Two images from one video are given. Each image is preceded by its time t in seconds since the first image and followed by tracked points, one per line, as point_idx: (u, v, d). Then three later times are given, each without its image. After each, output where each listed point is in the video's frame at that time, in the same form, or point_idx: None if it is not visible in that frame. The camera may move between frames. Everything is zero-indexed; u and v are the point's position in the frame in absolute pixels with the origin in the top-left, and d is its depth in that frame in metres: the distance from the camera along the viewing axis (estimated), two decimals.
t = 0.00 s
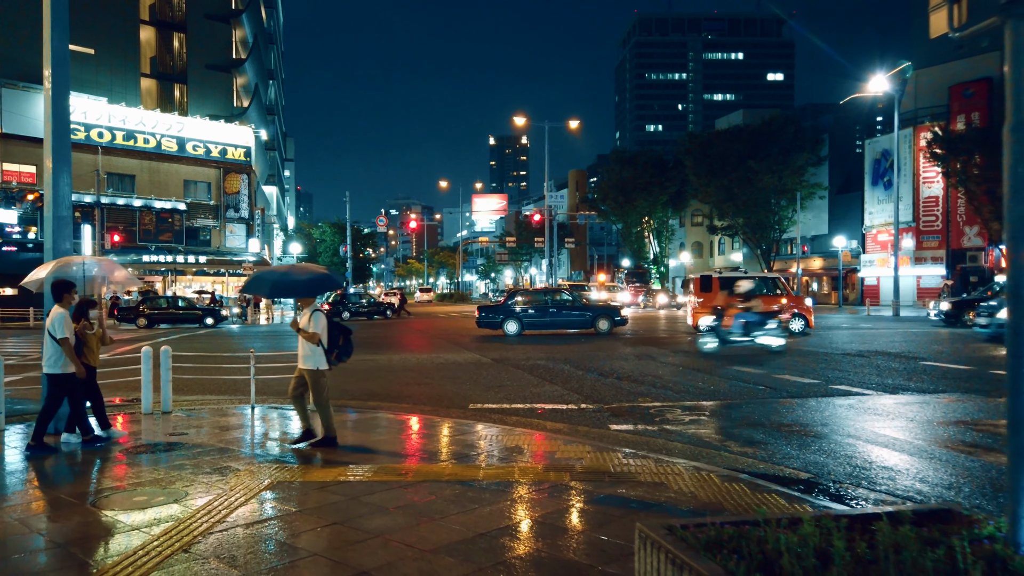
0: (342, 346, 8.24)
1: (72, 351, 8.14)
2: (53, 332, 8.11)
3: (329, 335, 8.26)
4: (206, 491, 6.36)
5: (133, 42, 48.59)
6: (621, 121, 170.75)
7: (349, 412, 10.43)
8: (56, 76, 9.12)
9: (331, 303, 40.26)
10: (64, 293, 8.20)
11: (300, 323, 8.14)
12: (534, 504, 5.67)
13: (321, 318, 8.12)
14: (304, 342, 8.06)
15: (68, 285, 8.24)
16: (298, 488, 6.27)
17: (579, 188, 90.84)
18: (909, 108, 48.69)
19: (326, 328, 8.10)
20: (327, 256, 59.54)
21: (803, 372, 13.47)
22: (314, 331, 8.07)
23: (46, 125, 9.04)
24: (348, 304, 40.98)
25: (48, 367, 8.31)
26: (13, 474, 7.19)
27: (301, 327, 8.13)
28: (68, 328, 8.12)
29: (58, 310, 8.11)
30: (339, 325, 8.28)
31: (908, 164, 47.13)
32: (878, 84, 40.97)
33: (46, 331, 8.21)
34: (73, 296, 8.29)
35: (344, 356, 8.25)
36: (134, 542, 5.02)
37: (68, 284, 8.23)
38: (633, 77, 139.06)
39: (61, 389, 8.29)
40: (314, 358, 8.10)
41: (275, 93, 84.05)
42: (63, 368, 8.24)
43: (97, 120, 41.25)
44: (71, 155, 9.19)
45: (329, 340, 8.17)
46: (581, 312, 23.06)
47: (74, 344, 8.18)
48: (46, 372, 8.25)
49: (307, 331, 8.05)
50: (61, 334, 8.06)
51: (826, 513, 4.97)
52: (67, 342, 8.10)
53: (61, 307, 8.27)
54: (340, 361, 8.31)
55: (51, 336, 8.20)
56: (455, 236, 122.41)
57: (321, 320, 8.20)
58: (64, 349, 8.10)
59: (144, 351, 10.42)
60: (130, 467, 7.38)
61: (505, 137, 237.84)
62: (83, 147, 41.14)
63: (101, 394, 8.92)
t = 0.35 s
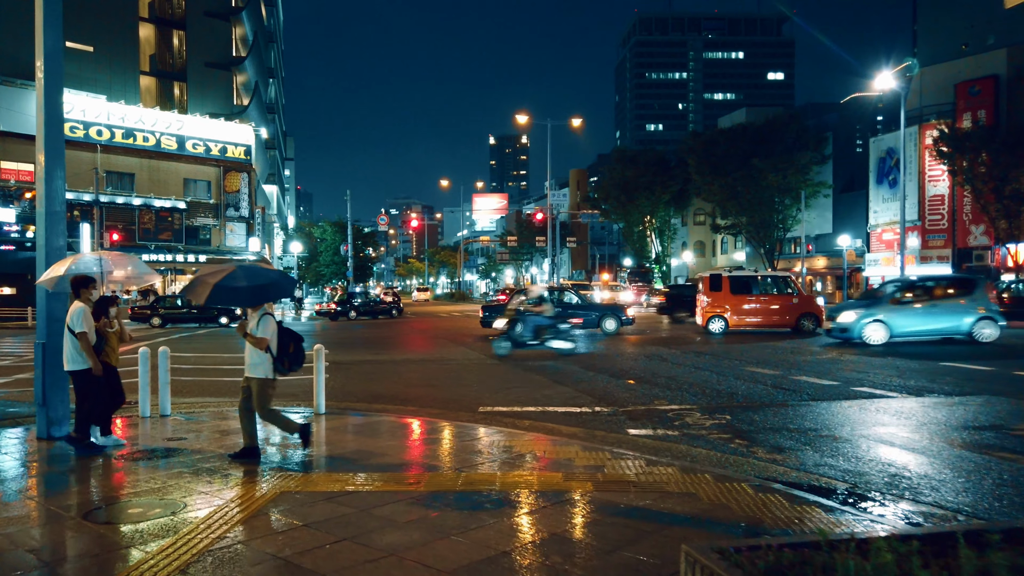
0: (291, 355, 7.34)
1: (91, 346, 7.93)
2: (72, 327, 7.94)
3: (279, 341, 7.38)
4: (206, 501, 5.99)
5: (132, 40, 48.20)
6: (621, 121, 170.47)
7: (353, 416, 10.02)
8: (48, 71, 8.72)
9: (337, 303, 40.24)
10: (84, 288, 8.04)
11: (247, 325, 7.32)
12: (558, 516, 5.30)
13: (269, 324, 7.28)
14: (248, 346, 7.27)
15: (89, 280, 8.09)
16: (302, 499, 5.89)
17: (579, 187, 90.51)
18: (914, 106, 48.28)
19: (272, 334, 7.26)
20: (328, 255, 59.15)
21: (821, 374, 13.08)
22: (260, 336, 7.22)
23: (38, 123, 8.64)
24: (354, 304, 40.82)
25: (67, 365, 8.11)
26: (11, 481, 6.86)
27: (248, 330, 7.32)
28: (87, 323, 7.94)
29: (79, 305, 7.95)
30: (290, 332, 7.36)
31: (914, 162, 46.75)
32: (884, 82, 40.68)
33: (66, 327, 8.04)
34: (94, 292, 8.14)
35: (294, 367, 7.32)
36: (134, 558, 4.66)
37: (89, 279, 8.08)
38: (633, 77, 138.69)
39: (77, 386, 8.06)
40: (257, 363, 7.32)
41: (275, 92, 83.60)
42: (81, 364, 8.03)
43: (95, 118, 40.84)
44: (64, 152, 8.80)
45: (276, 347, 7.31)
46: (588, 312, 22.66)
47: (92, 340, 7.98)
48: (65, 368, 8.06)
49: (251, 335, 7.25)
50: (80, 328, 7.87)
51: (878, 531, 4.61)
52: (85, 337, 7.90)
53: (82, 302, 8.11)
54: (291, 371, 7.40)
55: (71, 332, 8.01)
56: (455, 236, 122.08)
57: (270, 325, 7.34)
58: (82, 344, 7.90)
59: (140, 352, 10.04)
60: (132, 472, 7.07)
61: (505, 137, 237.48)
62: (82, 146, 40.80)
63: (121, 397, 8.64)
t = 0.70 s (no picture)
0: (244, 359, 6.90)
1: (116, 352, 7.48)
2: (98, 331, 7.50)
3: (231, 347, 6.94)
4: (212, 516, 5.60)
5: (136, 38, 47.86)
6: (625, 121, 169.97)
7: (363, 421, 9.62)
8: (46, 61, 8.31)
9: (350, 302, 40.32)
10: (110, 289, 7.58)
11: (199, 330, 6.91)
12: (591, 536, 4.89)
13: (222, 325, 6.86)
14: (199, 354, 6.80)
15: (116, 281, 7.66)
16: (314, 514, 5.48)
17: (584, 187, 90.03)
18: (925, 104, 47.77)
19: (225, 335, 6.84)
20: (333, 254, 58.80)
21: (846, 376, 12.63)
22: (211, 340, 6.81)
23: (35, 118, 8.23)
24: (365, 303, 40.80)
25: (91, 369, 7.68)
26: (9, 492, 6.50)
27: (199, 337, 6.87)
28: (114, 327, 7.49)
29: (106, 308, 7.51)
30: (244, 334, 6.97)
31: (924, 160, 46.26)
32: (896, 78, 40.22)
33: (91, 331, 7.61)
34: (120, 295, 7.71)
35: (247, 371, 6.87)
36: None
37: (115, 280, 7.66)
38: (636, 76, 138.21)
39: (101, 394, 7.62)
40: (209, 372, 6.85)
41: (279, 91, 83.20)
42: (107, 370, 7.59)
43: (99, 116, 40.57)
44: (62, 146, 8.37)
45: (229, 351, 6.87)
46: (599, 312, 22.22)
47: (118, 345, 7.55)
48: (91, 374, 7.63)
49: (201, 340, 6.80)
50: (106, 331, 7.43)
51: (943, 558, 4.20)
52: (111, 342, 7.46)
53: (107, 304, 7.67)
54: (244, 377, 6.95)
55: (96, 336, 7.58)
56: (459, 235, 121.66)
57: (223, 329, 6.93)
58: (107, 350, 7.46)
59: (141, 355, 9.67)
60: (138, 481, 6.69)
61: (508, 137, 236.93)
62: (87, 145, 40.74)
63: (142, 403, 8.26)
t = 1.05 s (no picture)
0: (177, 363, 6.33)
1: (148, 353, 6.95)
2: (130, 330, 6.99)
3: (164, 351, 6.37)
4: (214, 537, 5.16)
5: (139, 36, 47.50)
6: (630, 120, 169.37)
7: (373, 428, 9.18)
8: (41, 49, 7.84)
9: (360, 303, 40.08)
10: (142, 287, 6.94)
11: (129, 333, 6.35)
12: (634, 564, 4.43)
13: (150, 325, 6.29)
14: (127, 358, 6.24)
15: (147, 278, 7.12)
16: (328, 536, 5.04)
17: (589, 186, 89.53)
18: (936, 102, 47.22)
19: (154, 335, 6.27)
20: (337, 254, 58.42)
21: (874, 381, 12.16)
22: (139, 343, 6.24)
23: (31, 113, 7.77)
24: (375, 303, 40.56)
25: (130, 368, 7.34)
26: None
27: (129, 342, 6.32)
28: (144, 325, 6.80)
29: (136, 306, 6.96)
30: (177, 335, 6.41)
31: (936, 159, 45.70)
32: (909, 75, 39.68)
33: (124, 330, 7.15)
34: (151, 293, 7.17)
35: (182, 376, 6.30)
36: None
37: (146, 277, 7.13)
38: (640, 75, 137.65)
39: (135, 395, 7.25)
40: (140, 377, 6.26)
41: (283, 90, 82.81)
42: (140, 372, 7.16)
43: (103, 115, 40.27)
44: (58, 141, 7.95)
45: (161, 354, 6.30)
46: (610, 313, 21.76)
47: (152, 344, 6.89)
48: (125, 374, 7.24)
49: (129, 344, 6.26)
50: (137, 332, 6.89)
51: None
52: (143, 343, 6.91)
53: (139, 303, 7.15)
54: (179, 383, 6.37)
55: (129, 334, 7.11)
56: (463, 235, 121.17)
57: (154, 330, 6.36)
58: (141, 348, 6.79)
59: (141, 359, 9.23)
60: (138, 497, 6.25)
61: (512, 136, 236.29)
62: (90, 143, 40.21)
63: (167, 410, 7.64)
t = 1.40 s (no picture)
0: (102, 378, 5.70)
1: (180, 359, 6.60)
2: (159, 334, 6.60)
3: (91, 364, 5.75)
4: (220, 560, 4.74)
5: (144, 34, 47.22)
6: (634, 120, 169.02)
7: (385, 435, 8.78)
8: (36, 34, 7.38)
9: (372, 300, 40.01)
10: (167, 290, 6.77)
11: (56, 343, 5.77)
12: None
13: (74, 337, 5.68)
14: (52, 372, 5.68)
15: (172, 280, 6.88)
16: (341, 563, 4.58)
17: (594, 185, 89.11)
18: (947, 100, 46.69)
19: (77, 348, 5.66)
20: (342, 253, 58.08)
21: (902, 384, 11.68)
22: (64, 355, 5.63)
23: (27, 107, 7.33)
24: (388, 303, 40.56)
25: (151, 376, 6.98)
26: None
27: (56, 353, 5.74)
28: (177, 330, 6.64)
29: (164, 310, 6.62)
30: (106, 348, 5.78)
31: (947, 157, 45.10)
32: (922, 72, 39.18)
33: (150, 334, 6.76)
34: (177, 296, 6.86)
35: (107, 395, 5.68)
36: None
37: (171, 278, 6.88)
38: (645, 75, 137.08)
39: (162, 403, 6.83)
40: (65, 394, 5.72)
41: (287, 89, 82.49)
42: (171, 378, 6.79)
43: (107, 113, 39.98)
44: (56, 132, 7.52)
45: (86, 369, 5.70)
46: (622, 314, 21.29)
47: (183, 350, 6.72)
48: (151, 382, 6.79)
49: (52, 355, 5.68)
50: (168, 336, 6.54)
51: None
52: (174, 348, 6.56)
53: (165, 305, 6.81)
54: (107, 400, 5.75)
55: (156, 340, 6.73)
56: (467, 235, 120.83)
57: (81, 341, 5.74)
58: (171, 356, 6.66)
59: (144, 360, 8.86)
60: (138, 512, 5.86)
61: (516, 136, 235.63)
62: (94, 142, 39.86)
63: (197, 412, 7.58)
